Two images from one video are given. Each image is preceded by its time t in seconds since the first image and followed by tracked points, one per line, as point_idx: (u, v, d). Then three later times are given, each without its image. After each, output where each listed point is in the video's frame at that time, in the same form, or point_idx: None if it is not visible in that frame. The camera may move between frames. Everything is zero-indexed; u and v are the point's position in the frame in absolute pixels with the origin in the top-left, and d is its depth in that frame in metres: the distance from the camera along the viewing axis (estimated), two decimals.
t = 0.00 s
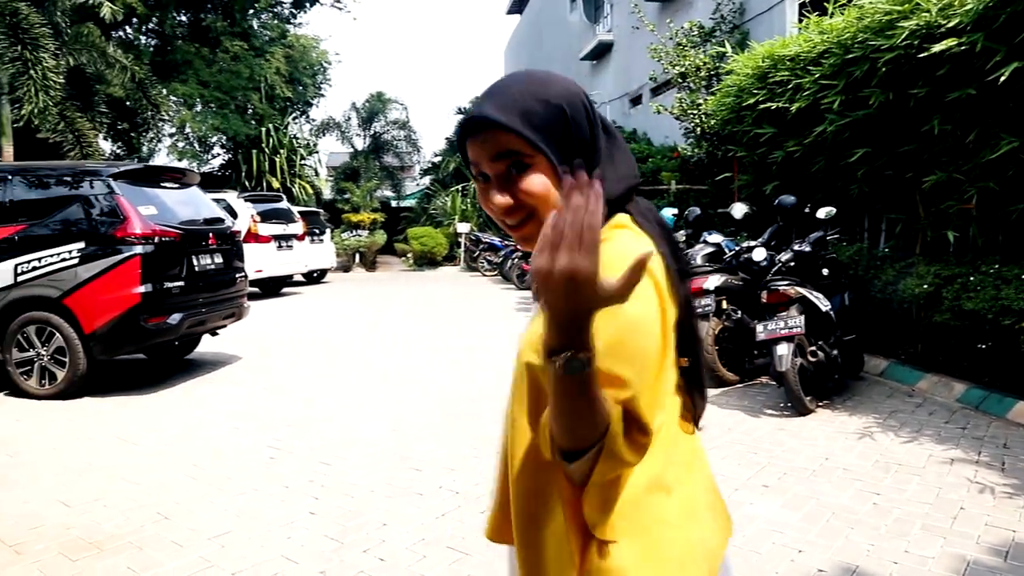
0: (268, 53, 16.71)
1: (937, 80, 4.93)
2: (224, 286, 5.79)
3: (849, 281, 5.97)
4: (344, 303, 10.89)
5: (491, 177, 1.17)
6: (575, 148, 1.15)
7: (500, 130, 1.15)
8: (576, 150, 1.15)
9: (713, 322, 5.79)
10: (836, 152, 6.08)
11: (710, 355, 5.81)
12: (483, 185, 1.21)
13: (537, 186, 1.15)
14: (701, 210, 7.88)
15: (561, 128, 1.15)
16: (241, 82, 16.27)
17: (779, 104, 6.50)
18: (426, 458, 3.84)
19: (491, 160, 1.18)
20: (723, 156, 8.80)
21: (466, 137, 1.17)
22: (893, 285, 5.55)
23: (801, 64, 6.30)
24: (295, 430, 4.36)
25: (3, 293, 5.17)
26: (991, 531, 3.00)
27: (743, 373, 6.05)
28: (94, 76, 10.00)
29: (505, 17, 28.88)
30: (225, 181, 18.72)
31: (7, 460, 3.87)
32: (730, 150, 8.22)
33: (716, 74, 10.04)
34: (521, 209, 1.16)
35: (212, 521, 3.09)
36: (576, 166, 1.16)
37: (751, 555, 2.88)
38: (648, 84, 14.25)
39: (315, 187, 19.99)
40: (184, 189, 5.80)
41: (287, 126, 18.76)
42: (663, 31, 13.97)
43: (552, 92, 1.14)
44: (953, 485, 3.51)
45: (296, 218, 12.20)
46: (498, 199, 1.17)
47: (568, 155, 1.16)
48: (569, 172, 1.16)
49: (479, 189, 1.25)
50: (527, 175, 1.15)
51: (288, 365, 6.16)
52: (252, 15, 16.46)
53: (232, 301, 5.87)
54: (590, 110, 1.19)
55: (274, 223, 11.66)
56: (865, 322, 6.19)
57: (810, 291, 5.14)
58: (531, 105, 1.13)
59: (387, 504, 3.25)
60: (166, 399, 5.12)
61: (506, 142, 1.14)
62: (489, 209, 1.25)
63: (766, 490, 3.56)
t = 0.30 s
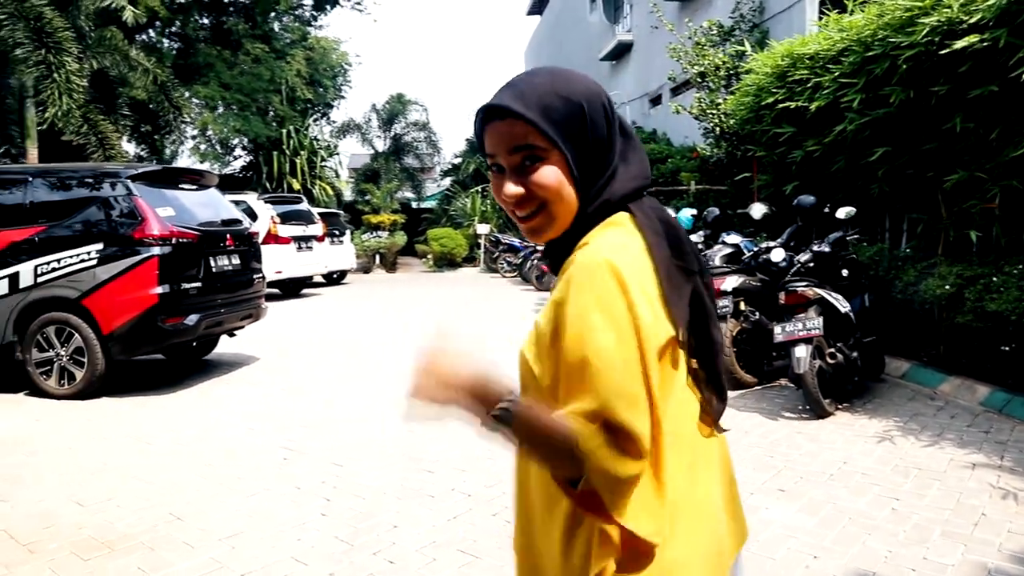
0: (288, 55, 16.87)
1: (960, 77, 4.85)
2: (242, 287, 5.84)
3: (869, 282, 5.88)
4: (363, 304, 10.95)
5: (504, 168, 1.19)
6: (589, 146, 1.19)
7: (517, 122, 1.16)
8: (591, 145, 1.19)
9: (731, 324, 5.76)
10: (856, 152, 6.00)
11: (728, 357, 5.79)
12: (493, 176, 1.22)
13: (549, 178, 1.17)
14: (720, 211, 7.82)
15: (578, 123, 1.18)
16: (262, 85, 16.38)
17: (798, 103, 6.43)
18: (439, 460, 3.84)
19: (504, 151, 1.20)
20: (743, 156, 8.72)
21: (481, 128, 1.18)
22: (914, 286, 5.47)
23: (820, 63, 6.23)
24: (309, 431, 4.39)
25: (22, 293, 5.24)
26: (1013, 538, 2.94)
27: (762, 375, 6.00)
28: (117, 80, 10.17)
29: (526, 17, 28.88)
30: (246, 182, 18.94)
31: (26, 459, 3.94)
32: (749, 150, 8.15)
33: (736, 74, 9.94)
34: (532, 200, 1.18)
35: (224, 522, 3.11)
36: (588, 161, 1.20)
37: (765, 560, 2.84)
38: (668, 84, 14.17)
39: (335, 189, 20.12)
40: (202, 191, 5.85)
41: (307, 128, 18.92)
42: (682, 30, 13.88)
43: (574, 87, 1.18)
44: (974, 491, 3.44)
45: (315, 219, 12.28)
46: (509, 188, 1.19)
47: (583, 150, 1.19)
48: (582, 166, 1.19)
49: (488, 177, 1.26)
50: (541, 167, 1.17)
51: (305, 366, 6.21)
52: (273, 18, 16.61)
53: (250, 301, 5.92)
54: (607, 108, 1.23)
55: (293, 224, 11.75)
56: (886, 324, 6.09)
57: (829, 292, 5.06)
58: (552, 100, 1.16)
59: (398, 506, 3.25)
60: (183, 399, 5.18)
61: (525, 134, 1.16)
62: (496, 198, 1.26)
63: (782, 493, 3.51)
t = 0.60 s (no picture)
0: (313, 45, 16.88)
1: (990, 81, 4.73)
2: (254, 275, 5.84)
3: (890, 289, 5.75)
4: (380, 295, 10.94)
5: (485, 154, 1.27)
6: (569, 157, 1.29)
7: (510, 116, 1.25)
8: (569, 159, 1.29)
9: (746, 327, 5.69)
10: (880, 156, 5.87)
11: (742, 360, 5.71)
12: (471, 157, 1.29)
13: (522, 176, 1.27)
14: (740, 211, 7.71)
15: (563, 134, 1.29)
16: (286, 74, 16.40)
17: (823, 105, 6.32)
18: (442, 456, 3.82)
19: (490, 140, 1.29)
20: (765, 157, 8.60)
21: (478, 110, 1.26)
22: (935, 295, 5.35)
23: (847, 64, 6.12)
24: (314, 422, 4.38)
25: (34, 276, 5.26)
26: None
27: (776, 379, 5.95)
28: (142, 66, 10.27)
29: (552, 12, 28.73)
30: (267, 171, 19.04)
31: (33, 441, 3.96)
32: (772, 150, 8.03)
33: (761, 73, 9.79)
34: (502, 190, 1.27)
35: (220, 512, 3.10)
36: (564, 171, 1.30)
37: (770, 572, 2.78)
38: (693, 83, 14.02)
39: (356, 179, 20.15)
40: (217, 177, 5.85)
41: (329, 118, 18.96)
42: (708, 29, 13.72)
43: (568, 103, 1.28)
44: (990, 507, 3.34)
45: (334, 209, 12.30)
46: (484, 175, 1.28)
47: (561, 161, 1.29)
48: (556, 174, 1.29)
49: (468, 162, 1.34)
50: (517, 164, 1.27)
51: (317, 356, 6.21)
52: (299, 7, 16.66)
53: (262, 289, 5.93)
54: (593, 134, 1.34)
55: (312, 213, 11.77)
56: (906, 331, 5.98)
57: (847, 297, 4.98)
58: (545, 109, 1.26)
59: (397, 502, 3.22)
60: (191, 386, 5.20)
61: (513, 131, 1.25)
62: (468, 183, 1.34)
63: (790, 502, 3.44)
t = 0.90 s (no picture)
0: (334, 29, 16.96)
1: None
2: (266, 261, 5.73)
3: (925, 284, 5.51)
4: (398, 283, 10.85)
5: (474, 146, 1.34)
6: (553, 144, 1.34)
7: (497, 109, 1.30)
8: (554, 145, 1.35)
9: (772, 321, 5.45)
10: (915, 145, 5.64)
11: (768, 356, 5.51)
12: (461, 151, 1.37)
13: (510, 166, 1.33)
14: (766, 202, 7.48)
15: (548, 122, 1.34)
16: (306, 59, 16.49)
17: (854, 92, 6.09)
18: (454, 451, 3.70)
19: (479, 131, 1.34)
20: (793, 146, 8.36)
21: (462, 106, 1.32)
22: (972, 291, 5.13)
23: (881, 49, 5.88)
24: (324, 414, 4.29)
25: (42, 260, 5.21)
26: None
27: (803, 376, 5.71)
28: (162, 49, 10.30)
29: None
30: (287, 156, 18.86)
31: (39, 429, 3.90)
32: (800, 140, 7.79)
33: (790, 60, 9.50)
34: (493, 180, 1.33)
35: (220, 508, 3.04)
36: (549, 158, 1.35)
37: None
38: (719, 70, 13.72)
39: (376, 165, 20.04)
40: (229, 161, 5.75)
41: (350, 103, 18.74)
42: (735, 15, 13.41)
43: (552, 91, 1.33)
44: None
45: (353, 195, 12.20)
46: (475, 167, 1.34)
47: (547, 149, 1.35)
48: (542, 162, 1.35)
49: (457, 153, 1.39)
50: (505, 154, 1.32)
51: (331, 345, 6.12)
52: None
53: (276, 276, 5.84)
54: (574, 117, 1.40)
55: (330, 199, 11.68)
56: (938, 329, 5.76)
57: (880, 293, 4.77)
58: (530, 100, 1.31)
59: (405, 500, 3.11)
60: (202, 373, 5.12)
61: (500, 124, 1.30)
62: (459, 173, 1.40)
63: (818, 508, 3.28)
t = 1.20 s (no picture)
0: (340, 16, 16.76)
1: None
2: (268, 257, 5.52)
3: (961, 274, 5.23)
4: (407, 274, 10.64)
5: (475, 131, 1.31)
6: (556, 135, 1.30)
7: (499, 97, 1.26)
8: (558, 136, 1.31)
9: (798, 315, 5.18)
10: (947, 127, 5.33)
11: (793, 351, 5.26)
12: (459, 137, 1.35)
13: (509, 155, 1.30)
14: (786, 187, 7.18)
15: (551, 111, 1.29)
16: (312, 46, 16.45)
17: (881, 71, 5.77)
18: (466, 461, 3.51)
19: (481, 117, 1.31)
20: (814, 128, 8.04)
21: (463, 87, 1.30)
22: (1012, 281, 4.85)
23: (910, 25, 5.56)
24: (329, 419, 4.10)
25: (35, 260, 5.02)
26: None
27: (830, 372, 5.38)
28: (166, 40, 10.15)
29: None
30: (293, 146, 18.49)
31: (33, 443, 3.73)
32: (821, 122, 7.47)
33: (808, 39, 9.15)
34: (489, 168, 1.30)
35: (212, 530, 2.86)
36: (550, 150, 1.31)
37: None
38: (733, 50, 13.33)
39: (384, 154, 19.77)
40: (229, 153, 5.54)
41: (357, 91, 18.32)
42: None
43: (559, 80, 1.28)
44: None
45: (359, 184, 11.98)
46: (474, 152, 1.32)
47: (550, 138, 1.31)
48: (543, 152, 1.31)
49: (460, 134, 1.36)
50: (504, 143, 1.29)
51: (337, 342, 5.94)
52: None
53: (278, 272, 5.64)
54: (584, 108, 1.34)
55: (336, 190, 11.45)
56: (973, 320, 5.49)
57: (915, 286, 4.47)
58: (535, 89, 1.26)
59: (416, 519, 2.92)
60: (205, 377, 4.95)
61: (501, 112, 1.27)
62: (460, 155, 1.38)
63: (860, 526, 3.05)
